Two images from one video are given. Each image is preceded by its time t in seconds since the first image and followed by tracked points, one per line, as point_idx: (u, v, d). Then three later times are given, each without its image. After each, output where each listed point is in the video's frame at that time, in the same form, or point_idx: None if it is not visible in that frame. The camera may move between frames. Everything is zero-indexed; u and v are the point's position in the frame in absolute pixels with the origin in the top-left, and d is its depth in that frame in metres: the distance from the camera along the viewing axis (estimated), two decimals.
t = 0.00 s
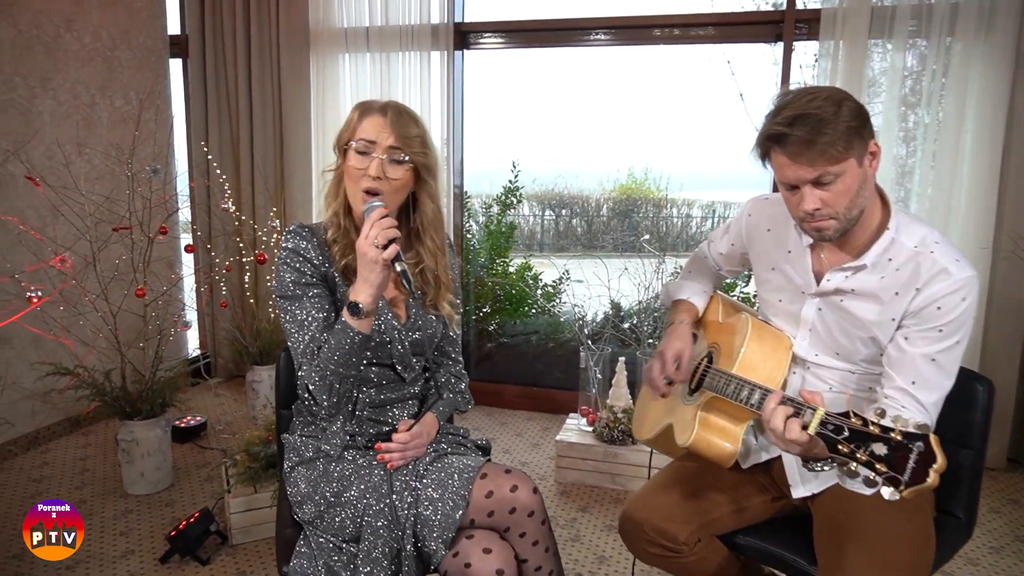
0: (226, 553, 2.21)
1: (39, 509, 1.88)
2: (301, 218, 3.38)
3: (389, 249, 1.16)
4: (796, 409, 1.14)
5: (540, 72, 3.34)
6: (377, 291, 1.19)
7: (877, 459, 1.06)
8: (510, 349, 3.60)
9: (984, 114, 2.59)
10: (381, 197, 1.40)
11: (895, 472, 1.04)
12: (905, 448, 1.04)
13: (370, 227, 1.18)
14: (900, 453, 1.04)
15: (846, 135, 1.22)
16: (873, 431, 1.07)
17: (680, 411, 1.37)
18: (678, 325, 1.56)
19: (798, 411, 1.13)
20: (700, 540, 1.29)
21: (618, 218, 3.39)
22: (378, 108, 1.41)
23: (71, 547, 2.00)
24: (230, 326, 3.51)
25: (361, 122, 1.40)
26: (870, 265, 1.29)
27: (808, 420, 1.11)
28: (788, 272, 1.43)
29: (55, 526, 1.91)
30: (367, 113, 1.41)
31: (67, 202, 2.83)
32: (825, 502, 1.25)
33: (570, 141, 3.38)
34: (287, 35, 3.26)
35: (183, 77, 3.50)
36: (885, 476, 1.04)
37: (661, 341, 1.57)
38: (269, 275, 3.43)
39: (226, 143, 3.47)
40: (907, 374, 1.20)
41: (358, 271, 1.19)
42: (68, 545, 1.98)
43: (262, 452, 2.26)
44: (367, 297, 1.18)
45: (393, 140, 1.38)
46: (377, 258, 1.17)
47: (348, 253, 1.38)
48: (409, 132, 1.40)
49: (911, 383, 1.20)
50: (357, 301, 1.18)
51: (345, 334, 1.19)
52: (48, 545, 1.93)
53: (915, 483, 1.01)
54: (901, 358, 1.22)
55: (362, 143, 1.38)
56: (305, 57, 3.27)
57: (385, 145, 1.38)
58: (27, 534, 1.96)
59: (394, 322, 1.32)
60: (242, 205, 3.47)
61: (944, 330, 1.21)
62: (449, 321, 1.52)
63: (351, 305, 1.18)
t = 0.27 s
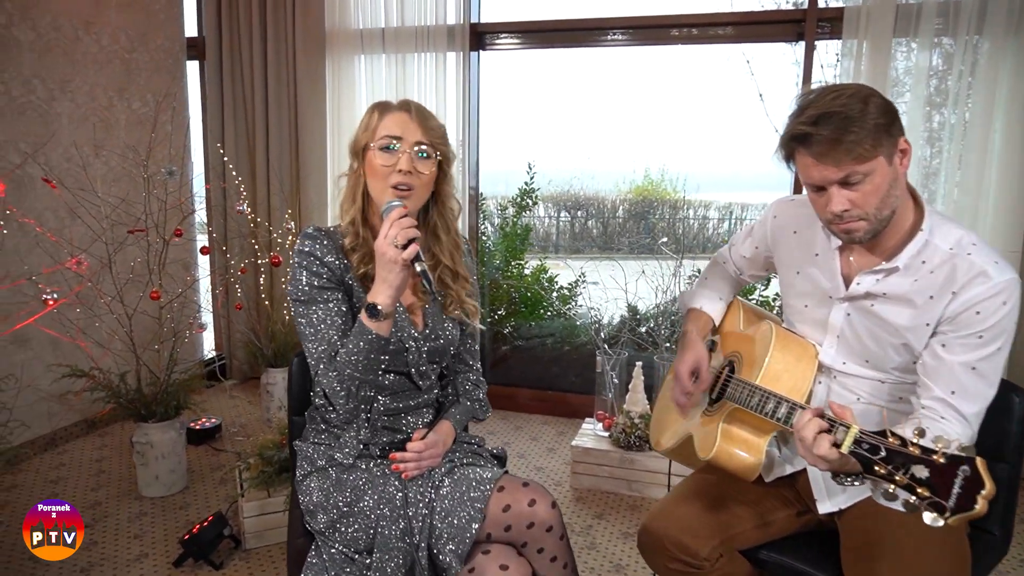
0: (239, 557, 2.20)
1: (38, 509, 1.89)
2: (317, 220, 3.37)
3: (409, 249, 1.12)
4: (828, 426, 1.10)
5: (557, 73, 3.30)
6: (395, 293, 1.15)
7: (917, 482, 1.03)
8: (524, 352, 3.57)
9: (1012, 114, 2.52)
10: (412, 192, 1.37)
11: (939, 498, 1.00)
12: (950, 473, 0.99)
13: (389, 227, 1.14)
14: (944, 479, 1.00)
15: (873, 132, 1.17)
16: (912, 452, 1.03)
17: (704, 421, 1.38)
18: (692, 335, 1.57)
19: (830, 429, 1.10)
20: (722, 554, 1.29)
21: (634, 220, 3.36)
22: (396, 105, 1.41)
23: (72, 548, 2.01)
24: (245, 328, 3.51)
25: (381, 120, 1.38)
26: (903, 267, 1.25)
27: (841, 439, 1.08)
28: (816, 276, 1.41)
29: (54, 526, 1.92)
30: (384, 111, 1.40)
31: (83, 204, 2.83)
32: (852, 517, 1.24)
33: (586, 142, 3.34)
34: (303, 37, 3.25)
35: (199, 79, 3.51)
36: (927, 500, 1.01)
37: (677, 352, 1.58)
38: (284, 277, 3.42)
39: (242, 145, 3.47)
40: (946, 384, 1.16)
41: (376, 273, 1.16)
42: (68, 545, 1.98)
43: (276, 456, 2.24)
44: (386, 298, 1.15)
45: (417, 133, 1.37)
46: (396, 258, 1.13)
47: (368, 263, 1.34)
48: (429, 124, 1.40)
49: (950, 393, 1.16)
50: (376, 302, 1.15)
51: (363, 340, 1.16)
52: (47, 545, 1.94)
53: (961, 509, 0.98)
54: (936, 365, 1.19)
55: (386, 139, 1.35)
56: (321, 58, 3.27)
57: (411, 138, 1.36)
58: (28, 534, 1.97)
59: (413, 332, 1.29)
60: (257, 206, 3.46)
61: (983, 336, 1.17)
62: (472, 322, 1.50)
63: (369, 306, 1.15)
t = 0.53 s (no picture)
0: (246, 562, 2.18)
1: (38, 509, 1.89)
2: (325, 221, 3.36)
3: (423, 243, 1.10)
4: (850, 438, 1.07)
5: (566, 74, 3.27)
6: (408, 288, 1.13)
7: (946, 500, 1.00)
8: (533, 354, 3.54)
9: None
10: (414, 185, 1.34)
11: (971, 518, 0.97)
12: (983, 492, 0.96)
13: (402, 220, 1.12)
14: (976, 498, 0.97)
15: (891, 133, 1.14)
16: (942, 469, 1.00)
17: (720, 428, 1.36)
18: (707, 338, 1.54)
19: (853, 440, 1.07)
20: (738, 565, 1.26)
21: (643, 221, 3.32)
22: (408, 104, 1.41)
23: (72, 548, 2.01)
24: (253, 330, 3.50)
25: (389, 116, 1.38)
26: (927, 270, 1.22)
27: (864, 451, 1.05)
28: (835, 278, 1.39)
29: (55, 525, 1.91)
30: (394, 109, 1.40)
31: (91, 205, 2.82)
32: (875, 529, 1.23)
33: (596, 142, 3.31)
34: (312, 37, 3.23)
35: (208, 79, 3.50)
36: (958, 521, 0.97)
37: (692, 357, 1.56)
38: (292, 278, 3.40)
39: (251, 145, 3.45)
40: (975, 393, 1.13)
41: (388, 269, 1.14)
42: (68, 545, 1.98)
43: (282, 459, 2.22)
44: (400, 294, 1.13)
45: (424, 129, 1.37)
46: (409, 252, 1.11)
47: (377, 265, 1.33)
48: (440, 122, 1.40)
49: (980, 402, 1.12)
50: (389, 298, 1.13)
51: (375, 342, 1.14)
52: (47, 545, 1.94)
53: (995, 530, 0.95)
54: (964, 373, 1.15)
55: (392, 133, 1.35)
56: (329, 59, 3.25)
57: (416, 132, 1.35)
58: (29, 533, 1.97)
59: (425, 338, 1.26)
60: (265, 208, 3.45)
61: (1014, 342, 1.13)
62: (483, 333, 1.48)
63: (382, 303, 1.13)
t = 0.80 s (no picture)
0: (247, 567, 2.15)
1: (38, 509, 1.86)
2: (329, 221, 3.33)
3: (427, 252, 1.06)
4: (879, 445, 1.04)
5: (572, 72, 3.23)
6: (410, 298, 1.10)
7: (987, 513, 0.96)
8: (538, 356, 3.50)
9: None
10: (424, 187, 1.30)
11: (1014, 532, 0.93)
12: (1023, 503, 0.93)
13: (405, 226, 1.08)
14: (1018, 511, 0.93)
15: (885, 154, 1.14)
16: (980, 480, 0.97)
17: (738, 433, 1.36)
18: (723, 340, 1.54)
19: (881, 448, 1.04)
20: None
21: (649, 221, 3.28)
22: (422, 105, 1.39)
23: (72, 549, 1.97)
24: (257, 331, 3.47)
25: (402, 114, 1.35)
26: (954, 279, 1.19)
27: (896, 462, 1.02)
28: (856, 285, 1.36)
29: (55, 525, 1.88)
30: (408, 109, 1.38)
31: (93, 205, 2.80)
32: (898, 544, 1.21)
33: (602, 141, 3.27)
34: (316, 36, 3.20)
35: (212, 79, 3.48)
36: (999, 534, 0.94)
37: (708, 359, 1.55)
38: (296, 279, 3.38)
39: (255, 145, 3.42)
40: (1007, 406, 1.10)
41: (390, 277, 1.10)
42: (69, 546, 1.94)
43: (284, 463, 2.19)
44: (401, 304, 1.09)
45: (439, 131, 1.34)
46: (412, 261, 1.07)
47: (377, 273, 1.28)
48: (456, 127, 1.38)
49: (1012, 415, 1.09)
50: (390, 308, 1.09)
51: (375, 351, 1.10)
52: (47, 545, 1.90)
53: None
54: (995, 386, 1.12)
55: (406, 130, 1.31)
56: (334, 58, 3.22)
57: (430, 132, 1.32)
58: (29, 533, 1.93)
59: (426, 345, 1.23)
60: (270, 208, 3.42)
61: None
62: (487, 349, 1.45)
63: (383, 313, 1.10)
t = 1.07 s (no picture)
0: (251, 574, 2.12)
1: (38, 510, 1.86)
2: (336, 222, 3.29)
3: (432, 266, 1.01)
4: (913, 472, 0.99)
5: (581, 71, 3.19)
6: (414, 314, 1.05)
7: None
8: (547, 359, 3.45)
9: None
10: (434, 187, 1.27)
11: None
12: None
13: (410, 235, 1.03)
14: None
15: (908, 155, 1.10)
16: None
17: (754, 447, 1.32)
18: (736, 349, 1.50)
19: (916, 474, 0.98)
20: None
21: (659, 221, 3.23)
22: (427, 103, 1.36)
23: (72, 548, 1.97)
24: (263, 333, 3.44)
25: (408, 113, 1.32)
26: (992, 285, 1.14)
27: (932, 490, 0.96)
28: (883, 291, 1.32)
29: (54, 527, 1.88)
30: (414, 108, 1.35)
31: (96, 206, 2.77)
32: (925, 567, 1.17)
33: (611, 141, 3.22)
34: (323, 36, 3.17)
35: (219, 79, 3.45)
36: None
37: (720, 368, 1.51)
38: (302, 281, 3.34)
39: (261, 146, 3.39)
40: None
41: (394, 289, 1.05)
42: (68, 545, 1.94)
43: (289, 469, 2.16)
44: (405, 318, 1.05)
45: (448, 129, 1.31)
46: (417, 275, 1.03)
47: (383, 284, 1.24)
48: (464, 124, 1.35)
49: None
50: (394, 321, 1.05)
51: (378, 368, 1.06)
52: (47, 547, 1.90)
53: None
54: None
55: (413, 129, 1.28)
56: (341, 58, 3.18)
57: (438, 130, 1.29)
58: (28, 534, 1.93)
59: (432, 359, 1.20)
60: (276, 210, 3.39)
61: None
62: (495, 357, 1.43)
63: (386, 327, 1.05)
